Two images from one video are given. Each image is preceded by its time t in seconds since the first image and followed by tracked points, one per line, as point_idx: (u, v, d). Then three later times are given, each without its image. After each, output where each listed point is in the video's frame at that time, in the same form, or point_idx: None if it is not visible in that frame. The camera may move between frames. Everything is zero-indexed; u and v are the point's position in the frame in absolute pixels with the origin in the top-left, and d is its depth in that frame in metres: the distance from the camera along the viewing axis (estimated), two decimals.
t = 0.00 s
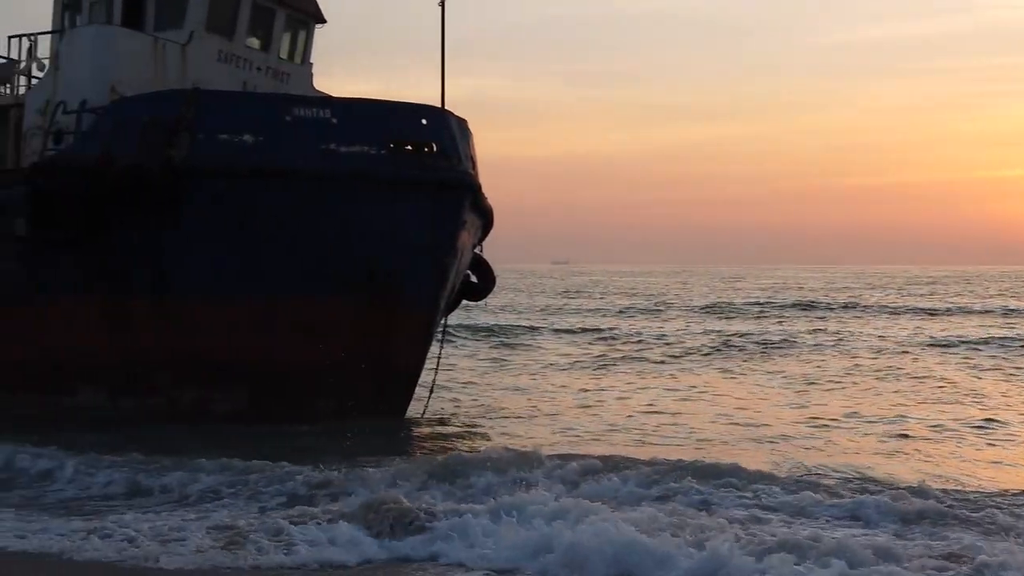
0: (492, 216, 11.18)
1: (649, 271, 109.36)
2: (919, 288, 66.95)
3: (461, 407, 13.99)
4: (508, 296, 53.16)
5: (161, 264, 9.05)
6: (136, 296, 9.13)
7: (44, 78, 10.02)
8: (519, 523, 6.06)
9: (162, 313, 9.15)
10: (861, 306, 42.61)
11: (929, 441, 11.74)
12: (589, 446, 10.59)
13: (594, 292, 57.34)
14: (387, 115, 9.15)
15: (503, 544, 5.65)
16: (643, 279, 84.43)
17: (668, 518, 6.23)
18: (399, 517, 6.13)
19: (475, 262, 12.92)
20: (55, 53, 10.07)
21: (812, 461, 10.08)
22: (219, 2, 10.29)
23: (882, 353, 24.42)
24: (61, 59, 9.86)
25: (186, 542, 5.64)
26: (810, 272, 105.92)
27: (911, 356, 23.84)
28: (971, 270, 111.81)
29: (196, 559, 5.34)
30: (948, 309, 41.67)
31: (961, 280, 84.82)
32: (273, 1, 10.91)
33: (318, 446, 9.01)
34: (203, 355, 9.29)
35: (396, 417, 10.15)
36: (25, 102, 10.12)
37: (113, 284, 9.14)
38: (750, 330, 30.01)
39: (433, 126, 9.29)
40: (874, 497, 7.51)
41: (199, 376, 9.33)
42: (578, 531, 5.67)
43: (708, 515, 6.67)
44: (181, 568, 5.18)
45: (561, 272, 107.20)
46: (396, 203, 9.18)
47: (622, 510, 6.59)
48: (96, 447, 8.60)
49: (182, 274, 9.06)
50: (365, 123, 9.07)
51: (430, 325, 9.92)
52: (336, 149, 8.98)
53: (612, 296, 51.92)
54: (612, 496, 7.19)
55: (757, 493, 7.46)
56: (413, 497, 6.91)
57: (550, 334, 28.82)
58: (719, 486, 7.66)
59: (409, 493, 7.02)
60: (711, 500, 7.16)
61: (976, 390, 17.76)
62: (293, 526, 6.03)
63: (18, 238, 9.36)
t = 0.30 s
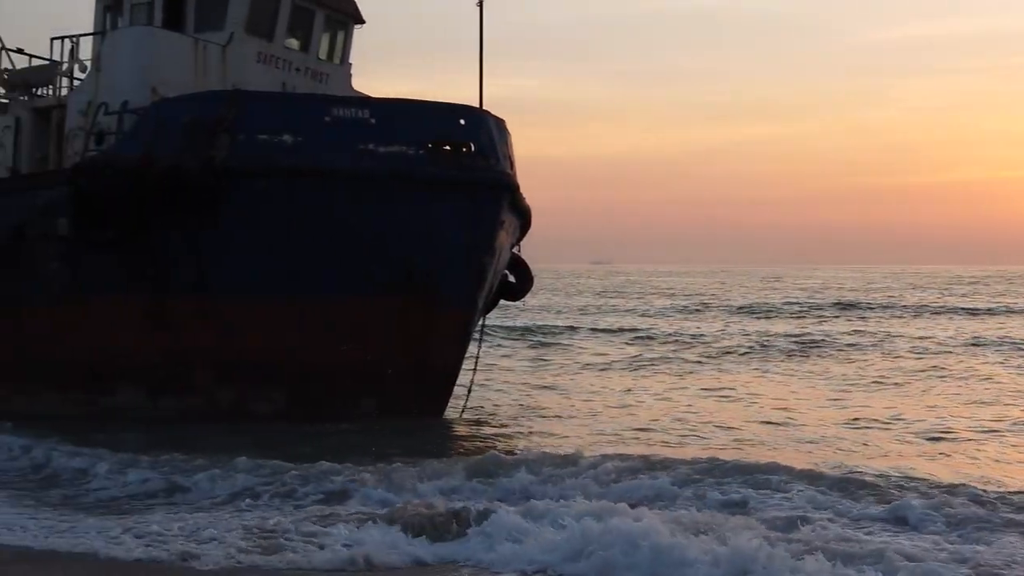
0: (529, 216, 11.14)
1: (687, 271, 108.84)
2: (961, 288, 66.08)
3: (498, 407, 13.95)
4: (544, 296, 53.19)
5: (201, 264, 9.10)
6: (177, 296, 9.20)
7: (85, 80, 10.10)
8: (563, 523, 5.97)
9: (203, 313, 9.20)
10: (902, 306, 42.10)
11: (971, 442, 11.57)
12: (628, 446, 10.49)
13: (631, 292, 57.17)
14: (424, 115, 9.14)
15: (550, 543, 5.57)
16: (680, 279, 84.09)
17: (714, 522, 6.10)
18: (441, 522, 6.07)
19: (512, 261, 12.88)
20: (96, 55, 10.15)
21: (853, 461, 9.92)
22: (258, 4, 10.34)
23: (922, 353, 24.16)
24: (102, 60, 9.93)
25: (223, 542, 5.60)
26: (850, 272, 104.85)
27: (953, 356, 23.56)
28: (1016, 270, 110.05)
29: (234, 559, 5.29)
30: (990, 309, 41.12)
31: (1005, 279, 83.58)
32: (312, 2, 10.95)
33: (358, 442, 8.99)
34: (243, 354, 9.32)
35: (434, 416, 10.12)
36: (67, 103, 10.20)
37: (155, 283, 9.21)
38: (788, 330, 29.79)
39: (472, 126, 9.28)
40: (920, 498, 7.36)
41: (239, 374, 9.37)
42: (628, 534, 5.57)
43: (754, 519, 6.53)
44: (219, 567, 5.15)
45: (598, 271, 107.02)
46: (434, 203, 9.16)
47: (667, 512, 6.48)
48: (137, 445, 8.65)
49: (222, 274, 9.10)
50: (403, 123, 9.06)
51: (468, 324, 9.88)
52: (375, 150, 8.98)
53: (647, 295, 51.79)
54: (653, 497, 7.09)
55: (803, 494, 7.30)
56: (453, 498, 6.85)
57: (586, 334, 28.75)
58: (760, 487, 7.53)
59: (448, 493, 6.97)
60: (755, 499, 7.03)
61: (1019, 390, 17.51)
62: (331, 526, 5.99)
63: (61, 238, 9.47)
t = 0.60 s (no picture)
0: (567, 217, 11.08)
1: (725, 271, 108.17)
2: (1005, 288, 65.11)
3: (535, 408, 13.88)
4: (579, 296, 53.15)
5: (241, 263, 9.14)
6: (217, 296, 9.25)
7: (126, 81, 10.18)
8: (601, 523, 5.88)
9: (242, 313, 9.24)
10: (945, 306, 41.54)
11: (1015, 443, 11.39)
12: (666, 446, 10.38)
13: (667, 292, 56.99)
14: (462, 115, 9.14)
15: (590, 545, 5.48)
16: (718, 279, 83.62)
17: (753, 525, 5.98)
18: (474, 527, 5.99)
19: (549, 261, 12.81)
20: (137, 57, 10.23)
21: (898, 462, 9.75)
22: (297, 5, 10.39)
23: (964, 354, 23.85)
24: (142, 62, 10.00)
25: (260, 542, 5.58)
26: (891, 272, 103.62)
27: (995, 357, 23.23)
28: None
29: (272, 559, 5.27)
30: None
31: None
32: (351, 3, 10.97)
33: (397, 441, 8.95)
34: (282, 353, 9.35)
35: (472, 417, 10.06)
36: (108, 105, 10.29)
37: (194, 283, 9.26)
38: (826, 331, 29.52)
39: (510, 126, 9.26)
40: (968, 501, 7.20)
41: (278, 374, 9.39)
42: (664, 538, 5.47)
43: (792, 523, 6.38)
44: (257, 567, 5.12)
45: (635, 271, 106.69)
46: (472, 202, 9.13)
47: (705, 515, 6.36)
48: (177, 442, 8.67)
49: (261, 273, 9.14)
50: (440, 123, 9.06)
51: (506, 325, 9.83)
52: (413, 150, 8.98)
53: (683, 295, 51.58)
54: (691, 499, 6.97)
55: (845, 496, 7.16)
56: (489, 499, 6.79)
57: (622, 335, 28.65)
58: (804, 490, 7.40)
59: (485, 493, 6.91)
60: (795, 502, 6.90)
61: None
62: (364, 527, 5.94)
63: (102, 238, 9.55)
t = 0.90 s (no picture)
0: (605, 217, 11.03)
1: (763, 270, 107.41)
2: None
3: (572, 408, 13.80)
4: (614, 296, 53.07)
5: (279, 263, 9.18)
6: (255, 295, 9.29)
7: (165, 82, 10.25)
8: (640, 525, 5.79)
9: (280, 312, 9.28)
10: (987, 307, 40.98)
11: None
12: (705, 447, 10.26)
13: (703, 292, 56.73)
14: (499, 116, 9.13)
15: (627, 549, 5.39)
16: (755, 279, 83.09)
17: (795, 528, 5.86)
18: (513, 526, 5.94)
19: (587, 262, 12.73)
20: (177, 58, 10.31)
21: (943, 464, 9.56)
22: (335, 6, 10.42)
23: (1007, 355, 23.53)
24: (181, 63, 10.07)
25: (294, 542, 5.56)
26: (933, 272, 102.33)
27: None
28: None
29: (307, 559, 5.25)
30: None
31: None
32: (388, 4, 10.98)
33: (434, 440, 8.91)
34: (320, 352, 9.36)
35: (510, 417, 10.00)
36: (148, 106, 10.36)
37: (234, 282, 9.32)
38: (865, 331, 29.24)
39: (547, 127, 9.23)
40: (1017, 504, 7.01)
41: (316, 373, 9.41)
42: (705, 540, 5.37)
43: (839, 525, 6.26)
44: (291, 566, 5.10)
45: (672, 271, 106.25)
46: (509, 201, 9.09)
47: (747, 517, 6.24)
48: (215, 440, 8.71)
49: (299, 274, 9.17)
50: (479, 123, 9.06)
51: (543, 325, 9.76)
52: (450, 150, 8.96)
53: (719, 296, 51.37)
54: (732, 500, 6.86)
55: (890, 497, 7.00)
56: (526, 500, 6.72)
57: (658, 334, 28.52)
58: (843, 490, 7.29)
59: (521, 493, 6.85)
60: (840, 503, 6.76)
61: None
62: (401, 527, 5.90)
63: (142, 238, 9.64)
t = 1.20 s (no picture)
0: (641, 217, 10.95)
1: (801, 271, 106.49)
2: None
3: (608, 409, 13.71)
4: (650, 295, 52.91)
5: (315, 263, 9.19)
6: (292, 295, 9.31)
7: (203, 83, 10.30)
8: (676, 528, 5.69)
9: (317, 312, 9.29)
10: None
11: None
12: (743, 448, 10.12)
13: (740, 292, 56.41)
14: (537, 116, 9.09)
15: (661, 549, 5.34)
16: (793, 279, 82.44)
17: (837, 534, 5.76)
18: (547, 529, 5.87)
19: (624, 262, 12.64)
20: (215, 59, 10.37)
21: (988, 465, 9.36)
22: (372, 6, 10.42)
23: None
24: (219, 64, 10.12)
25: (327, 543, 5.55)
26: (975, 272, 100.89)
27: None
28: None
29: (339, 560, 5.22)
30: None
31: None
32: (426, 3, 10.96)
33: (471, 439, 8.85)
34: (357, 351, 9.35)
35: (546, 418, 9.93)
36: (187, 107, 10.42)
37: (271, 282, 9.34)
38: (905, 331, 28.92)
39: (584, 127, 9.18)
40: None
41: (353, 372, 9.41)
42: (747, 553, 5.27)
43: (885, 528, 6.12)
44: (322, 568, 5.07)
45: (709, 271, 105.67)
46: (546, 201, 9.04)
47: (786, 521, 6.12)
48: (252, 439, 8.73)
49: (336, 274, 9.17)
50: (515, 123, 9.03)
51: (580, 326, 9.68)
52: (486, 150, 8.93)
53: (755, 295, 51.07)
54: (772, 500, 6.73)
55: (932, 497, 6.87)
56: (559, 501, 6.65)
57: (695, 335, 28.36)
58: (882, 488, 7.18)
59: (556, 494, 6.77)
60: (883, 502, 6.61)
61: None
62: (434, 529, 5.86)
63: (181, 238, 9.71)
